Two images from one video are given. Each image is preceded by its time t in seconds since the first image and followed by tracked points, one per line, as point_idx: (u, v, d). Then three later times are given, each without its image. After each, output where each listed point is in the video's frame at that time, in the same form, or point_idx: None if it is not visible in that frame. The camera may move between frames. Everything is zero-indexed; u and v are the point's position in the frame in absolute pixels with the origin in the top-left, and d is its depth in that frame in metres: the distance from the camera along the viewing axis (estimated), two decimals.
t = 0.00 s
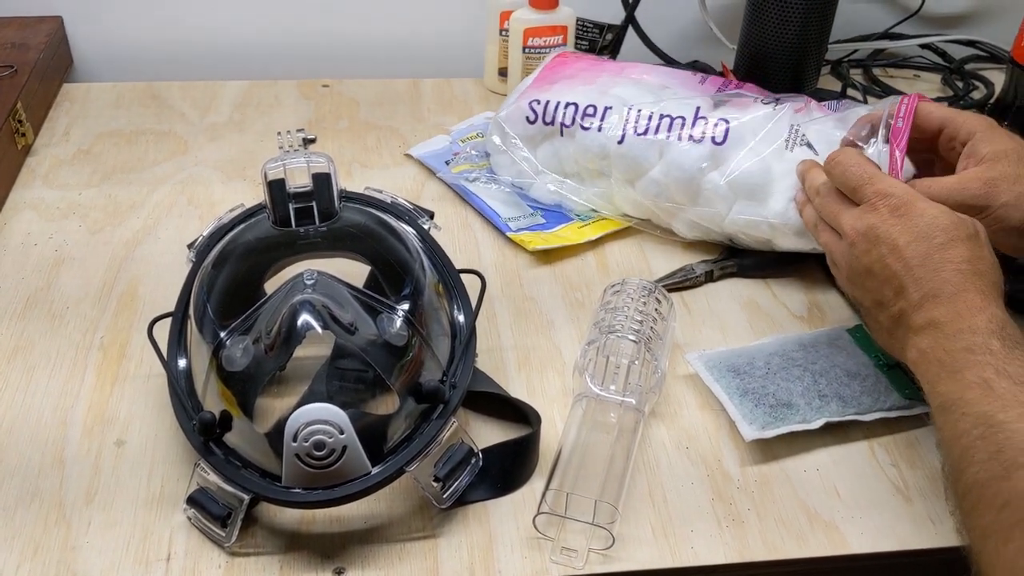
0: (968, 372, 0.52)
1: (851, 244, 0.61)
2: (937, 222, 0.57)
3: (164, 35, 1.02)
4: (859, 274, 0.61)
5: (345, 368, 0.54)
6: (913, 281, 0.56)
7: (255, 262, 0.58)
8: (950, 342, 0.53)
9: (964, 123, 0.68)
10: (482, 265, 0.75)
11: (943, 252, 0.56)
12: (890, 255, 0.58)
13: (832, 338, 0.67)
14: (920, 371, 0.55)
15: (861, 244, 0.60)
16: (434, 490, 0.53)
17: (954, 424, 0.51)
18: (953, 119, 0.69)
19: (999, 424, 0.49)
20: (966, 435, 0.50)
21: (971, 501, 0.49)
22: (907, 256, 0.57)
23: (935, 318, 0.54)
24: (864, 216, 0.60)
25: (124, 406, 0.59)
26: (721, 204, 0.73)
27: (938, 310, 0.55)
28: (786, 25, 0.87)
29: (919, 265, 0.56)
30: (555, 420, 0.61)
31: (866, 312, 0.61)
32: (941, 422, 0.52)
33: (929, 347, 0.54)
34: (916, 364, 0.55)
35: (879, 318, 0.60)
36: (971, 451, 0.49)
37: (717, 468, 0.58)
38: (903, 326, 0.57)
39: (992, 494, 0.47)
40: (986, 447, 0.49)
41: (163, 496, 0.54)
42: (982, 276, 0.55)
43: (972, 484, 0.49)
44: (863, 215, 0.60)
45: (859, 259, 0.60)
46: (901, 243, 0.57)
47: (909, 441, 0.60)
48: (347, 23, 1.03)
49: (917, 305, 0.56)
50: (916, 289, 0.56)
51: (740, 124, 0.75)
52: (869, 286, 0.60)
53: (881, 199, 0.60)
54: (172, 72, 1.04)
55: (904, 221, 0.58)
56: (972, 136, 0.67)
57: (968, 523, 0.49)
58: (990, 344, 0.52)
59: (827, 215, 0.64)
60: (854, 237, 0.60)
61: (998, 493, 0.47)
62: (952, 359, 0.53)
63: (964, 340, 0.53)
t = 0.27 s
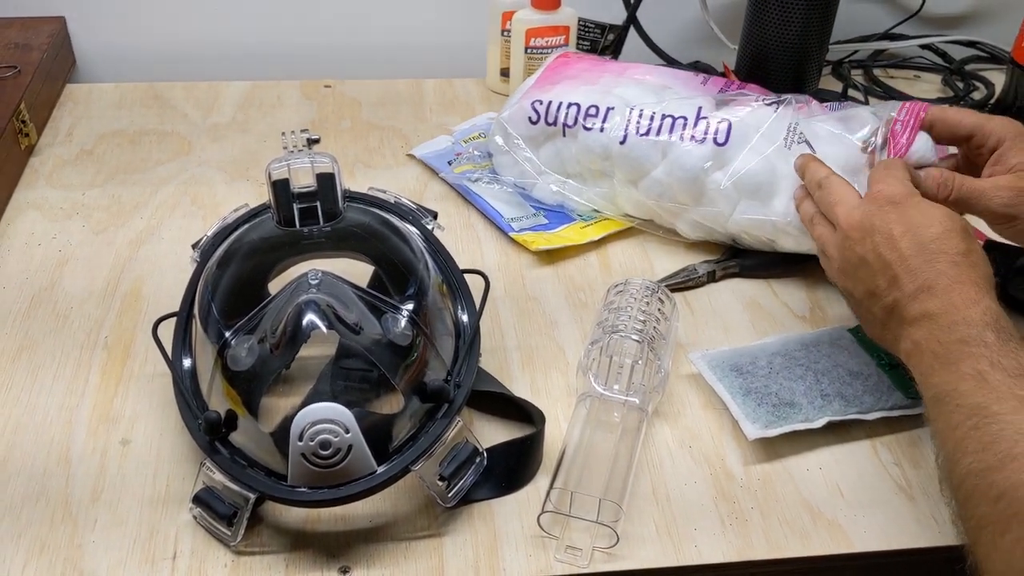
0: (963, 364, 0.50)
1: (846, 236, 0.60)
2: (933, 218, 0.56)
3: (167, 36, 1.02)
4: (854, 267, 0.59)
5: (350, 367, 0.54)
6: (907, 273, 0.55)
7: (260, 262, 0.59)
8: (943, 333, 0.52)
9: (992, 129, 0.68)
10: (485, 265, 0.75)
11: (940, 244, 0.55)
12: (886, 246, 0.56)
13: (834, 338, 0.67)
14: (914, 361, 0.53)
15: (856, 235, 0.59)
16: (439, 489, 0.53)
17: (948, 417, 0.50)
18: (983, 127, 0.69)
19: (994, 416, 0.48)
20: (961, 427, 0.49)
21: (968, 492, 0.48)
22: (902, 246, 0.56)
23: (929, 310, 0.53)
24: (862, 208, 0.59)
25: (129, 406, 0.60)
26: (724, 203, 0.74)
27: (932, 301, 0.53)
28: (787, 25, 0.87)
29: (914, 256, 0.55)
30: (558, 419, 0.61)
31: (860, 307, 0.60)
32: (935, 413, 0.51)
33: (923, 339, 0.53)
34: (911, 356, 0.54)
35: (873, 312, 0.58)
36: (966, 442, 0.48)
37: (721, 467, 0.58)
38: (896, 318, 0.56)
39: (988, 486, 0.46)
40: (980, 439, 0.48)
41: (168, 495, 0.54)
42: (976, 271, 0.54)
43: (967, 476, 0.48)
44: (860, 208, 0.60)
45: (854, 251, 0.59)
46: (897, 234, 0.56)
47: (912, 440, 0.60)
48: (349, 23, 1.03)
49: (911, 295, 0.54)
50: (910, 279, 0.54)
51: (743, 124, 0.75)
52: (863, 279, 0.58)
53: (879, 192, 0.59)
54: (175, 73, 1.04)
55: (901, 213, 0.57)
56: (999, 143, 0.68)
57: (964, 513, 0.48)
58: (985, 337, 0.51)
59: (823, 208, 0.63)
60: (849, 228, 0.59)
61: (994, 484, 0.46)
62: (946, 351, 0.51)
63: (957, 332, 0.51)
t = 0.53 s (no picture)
0: (940, 351, 0.50)
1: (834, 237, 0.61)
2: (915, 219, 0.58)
3: (169, 35, 1.02)
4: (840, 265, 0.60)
5: (354, 365, 0.54)
6: (886, 265, 0.56)
7: (265, 260, 0.59)
8: (918, 322, 0.52)
9: None
10: (487, 263, 0.75)
11: (921, 239, 0.56)
12: (869, 242, 0.58)
13: (835, 336, 0.67)
14: (890, 350, 0.54)
15: (843, 235, 0.60)
16: (442, 485, 0.53)
17: (930, 405, 0.49)
18: None
19: (972, 401, 0.48)
20: (939, 412, 0.49)
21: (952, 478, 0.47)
22: (883, 242, 0.57)
23: (904, 299, 0.53)
24: (849, 211, 0.61)
25: (134, 404, 0.60)
26: (728, 204, 0.74)
27: (909, 290, 0.54)
28: (788, 25, 0.88)
29: (895, 250, 0.56)
30: (560, 417, 0.61)
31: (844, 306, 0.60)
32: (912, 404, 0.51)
33: (900, 327, 0.53)
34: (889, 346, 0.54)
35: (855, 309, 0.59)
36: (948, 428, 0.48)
37: (721, 464, 0.58)
38: (874, 309, 0.56)
39: (970, 470, 0.46)
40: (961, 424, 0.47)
41: (174, 492, 0.54)
42: (955, 265, 0.55)
43: (948, 461, 0.47)
44: (846, 210, 0.61)
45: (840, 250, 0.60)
46: (879, 231, 0.58)
47: (912, 437, 0.61)
48: (350, 23, 1.03)
49: (889, 286, 0.55)
50: (889, 272, 0.55)
51: (746, 125, 0.75)
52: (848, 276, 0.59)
53: (865, 193, 0.61)
54: (177, 72, 1.05)
55: (886, 212, 0.59)
56: None
57: (945, 500, 0.47)
58: (960, 324, 0.51)
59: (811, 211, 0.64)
60: (837, 229, 0.61)
61: (978, 467, 0.46)
62: (922, 339, 0.51)
63: (932, 320, 0.52)
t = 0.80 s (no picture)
0: None
1: (911, 227, 0.55)
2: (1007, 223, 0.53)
3: (170, 34, 1.02)
4: (915, 261, 0.55)
5: (358, 363, 0.55)
6: (981, 279, 0.52)
7: (268, 259, 0.59)
8: (1014, 351, 0.50)
9: None
10: (489, 262, 0.76)
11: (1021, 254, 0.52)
12: (961, 248, 0.53)
13: (835, 334, 0.67)
14: (979, 375, 0.52)
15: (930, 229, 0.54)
16: (445, 482, 0.53)
17: (1015, 441, 0.49)
18: None
19: None
20: None
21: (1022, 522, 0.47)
22: (977, 253, 0.52)
23: (1005, 324, 0.51)
24: (936, 201, 0.55)
25: (136, 402, 0.60)
26: (731, 202, 0.75)
27: (1010, 314, 0.51)
28: (789, 24, 0.88)
29: (994, 264, 0.52)
30: (561, 414, 0.62)
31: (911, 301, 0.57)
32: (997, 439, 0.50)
33: (993, 355, 0.51)
34: (974, 369, 0.52)
35: (929, 312, 0.56)
36: None
37: (723, 461, 0.59)
38: (963, 325, 0.54)
39: None
40: None
41: (177, 489, 0.54)
42: None
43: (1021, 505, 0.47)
44: (937, 200, 0.54)
45: (919, 245, 0.54)
46: (973, 238, 0.53)
47: (911, 434, 0.61)
48: (352, 22, 1.04)
49: (984, 306, 0.52)
50: (986, 288, 0.52)
51: (749, 123, 0.75)
52: (924, 276, 0.55)
53: (956, 185, 0.54)
54: (178, 71, 1.05)
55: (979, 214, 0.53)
56: None
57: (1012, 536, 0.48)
58: None
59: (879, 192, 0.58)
60: (918, 219, 0.55)
61: None
62: (1016, 372, 0.50)
63: None
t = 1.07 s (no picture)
0: (1016, 412, 0.50)
1: (885, 275, 0.59)
2: (974, 248, 0.54)
3: (170, 34, 1.02)
4: (897, 304, 0.58)
5: (356, 362, 0.55)
6: (953, 308, 0.54)
7: (267, 258, 0.59)
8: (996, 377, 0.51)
9: None
10: (487, 261, 0.76)
11: (986, 276, 0.53)
12: (928, 282, 0.55)
13: (833, 333, 0.67)
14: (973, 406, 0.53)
15: (898, 272, 0.58)
16: (443, 481, 0.54)
17: (1006, 471, 0.49)
18: None
19: None
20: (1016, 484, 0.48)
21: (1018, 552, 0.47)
22: (941, 281, 0.54)
23: (982, 350, 0.52)
24: (899, 246, 0.58)
25: (135, 401, 0.60)
26: (730, 202, 0.75)
27: (984, 339, 0.52)
28: (787, 24, 0.88)
29: (959, 290, 0.53)
30: (560, 413, 0.62)
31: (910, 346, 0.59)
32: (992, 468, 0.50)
33: (981, 383, 0.52)
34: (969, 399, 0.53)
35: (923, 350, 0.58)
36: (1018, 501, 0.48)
37: (721, 460, 0.59)
38: (950, 357, 0.55)
39: None
40: None
41: (176, 488, 0.54)
42: None
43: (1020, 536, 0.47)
44: (899, 244, 0.58)
45: (894, 289, 0.58)
46: (937, 268, 0.55)
47: (909, 433, 0.61)
48: (351, 22, 1.04)
49: (963, 334, 0.53)
50: (960, 317, 0.53)
51: (747, 123, 0.76)
52: (910, 317, 0.57)
53: (914, 225, 0.58)
54: (177, 70, 1.05)
55: (940, 245, 0.56)
56: None
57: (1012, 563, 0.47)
58: None
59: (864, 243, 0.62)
60: (887, 266, 0.59)
61: None
62: (1000, 397, 0.50)
63: (1009, 378, 0.50)
